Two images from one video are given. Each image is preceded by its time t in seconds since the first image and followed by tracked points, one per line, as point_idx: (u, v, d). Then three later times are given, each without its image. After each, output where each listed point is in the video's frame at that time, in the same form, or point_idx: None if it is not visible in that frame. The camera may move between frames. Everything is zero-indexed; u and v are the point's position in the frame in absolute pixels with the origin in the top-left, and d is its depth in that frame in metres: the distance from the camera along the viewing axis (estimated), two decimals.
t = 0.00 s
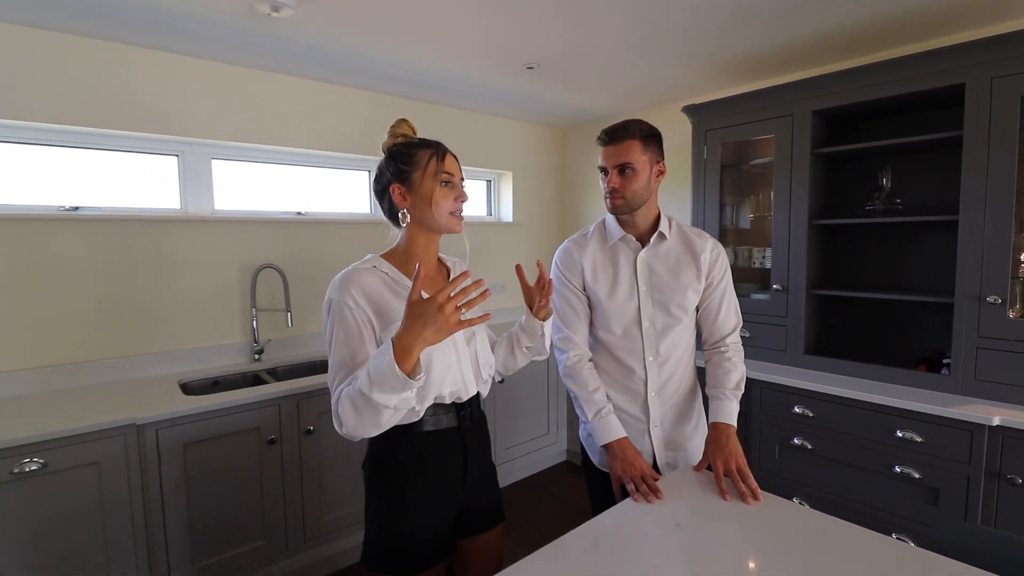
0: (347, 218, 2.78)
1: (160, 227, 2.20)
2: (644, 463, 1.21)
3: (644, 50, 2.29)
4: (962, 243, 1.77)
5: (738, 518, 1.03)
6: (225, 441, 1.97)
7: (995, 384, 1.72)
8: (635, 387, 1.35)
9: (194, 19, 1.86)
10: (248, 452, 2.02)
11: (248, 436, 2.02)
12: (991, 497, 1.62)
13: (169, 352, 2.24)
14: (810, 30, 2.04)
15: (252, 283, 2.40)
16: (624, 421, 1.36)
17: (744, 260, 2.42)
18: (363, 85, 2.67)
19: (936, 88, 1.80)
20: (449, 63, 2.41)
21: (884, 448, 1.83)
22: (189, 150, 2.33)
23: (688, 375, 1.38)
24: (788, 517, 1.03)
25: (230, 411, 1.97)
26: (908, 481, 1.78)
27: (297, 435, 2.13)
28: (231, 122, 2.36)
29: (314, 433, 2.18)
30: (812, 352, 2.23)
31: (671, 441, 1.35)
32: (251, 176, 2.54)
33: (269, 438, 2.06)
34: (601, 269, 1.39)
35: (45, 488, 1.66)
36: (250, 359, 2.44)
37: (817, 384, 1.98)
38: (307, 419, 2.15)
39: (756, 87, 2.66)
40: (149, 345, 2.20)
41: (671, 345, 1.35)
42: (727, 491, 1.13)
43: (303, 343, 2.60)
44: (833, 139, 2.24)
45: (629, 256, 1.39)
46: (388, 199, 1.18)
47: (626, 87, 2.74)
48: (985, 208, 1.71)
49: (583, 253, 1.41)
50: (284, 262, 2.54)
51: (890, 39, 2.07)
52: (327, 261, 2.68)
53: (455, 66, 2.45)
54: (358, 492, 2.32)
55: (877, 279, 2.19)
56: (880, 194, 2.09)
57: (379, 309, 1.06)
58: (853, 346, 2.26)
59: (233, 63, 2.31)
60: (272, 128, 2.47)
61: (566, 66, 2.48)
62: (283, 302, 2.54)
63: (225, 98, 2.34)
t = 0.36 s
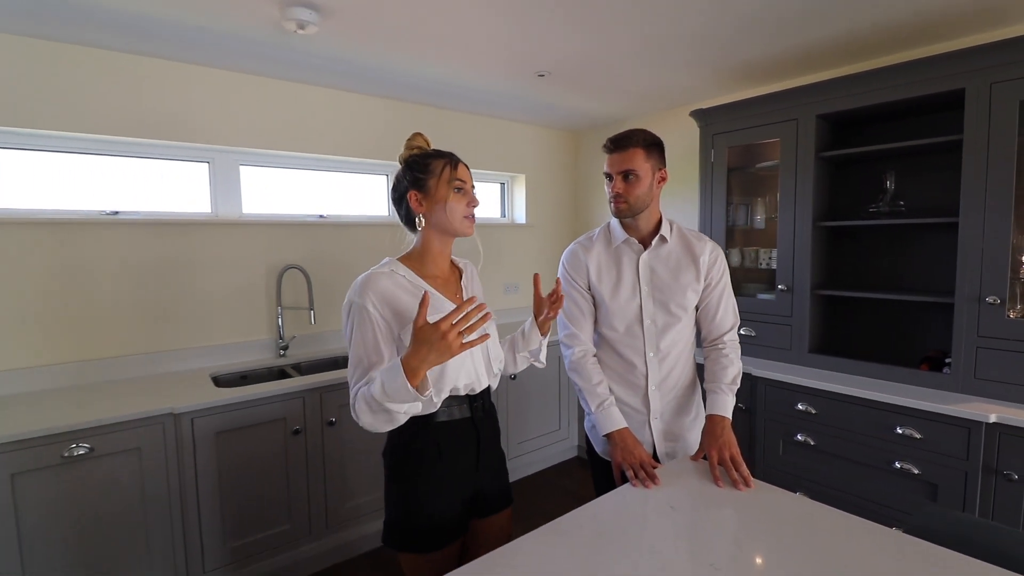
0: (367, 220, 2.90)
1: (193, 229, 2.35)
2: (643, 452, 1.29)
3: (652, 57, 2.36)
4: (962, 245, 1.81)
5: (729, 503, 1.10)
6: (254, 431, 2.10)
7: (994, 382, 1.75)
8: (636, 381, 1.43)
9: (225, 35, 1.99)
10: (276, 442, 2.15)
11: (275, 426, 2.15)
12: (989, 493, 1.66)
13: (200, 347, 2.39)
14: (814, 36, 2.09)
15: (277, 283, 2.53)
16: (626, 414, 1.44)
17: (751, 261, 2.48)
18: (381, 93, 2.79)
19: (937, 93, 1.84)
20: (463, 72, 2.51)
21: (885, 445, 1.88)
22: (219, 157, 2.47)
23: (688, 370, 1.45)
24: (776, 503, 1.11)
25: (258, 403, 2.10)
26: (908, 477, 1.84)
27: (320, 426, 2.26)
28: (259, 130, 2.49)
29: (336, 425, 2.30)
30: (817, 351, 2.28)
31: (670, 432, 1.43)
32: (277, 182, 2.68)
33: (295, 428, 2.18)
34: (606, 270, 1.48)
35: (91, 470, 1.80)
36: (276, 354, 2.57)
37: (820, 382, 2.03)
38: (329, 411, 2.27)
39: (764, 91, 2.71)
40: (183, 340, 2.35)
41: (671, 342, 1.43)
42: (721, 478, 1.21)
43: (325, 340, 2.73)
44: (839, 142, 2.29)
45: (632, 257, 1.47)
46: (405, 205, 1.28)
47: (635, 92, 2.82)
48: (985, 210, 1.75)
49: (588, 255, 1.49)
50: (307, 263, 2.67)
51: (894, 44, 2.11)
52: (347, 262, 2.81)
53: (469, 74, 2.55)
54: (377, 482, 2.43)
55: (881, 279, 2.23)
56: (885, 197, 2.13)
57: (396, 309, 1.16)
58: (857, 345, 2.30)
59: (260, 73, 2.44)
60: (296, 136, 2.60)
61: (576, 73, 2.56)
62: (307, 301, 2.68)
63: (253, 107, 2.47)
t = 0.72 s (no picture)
0: (383, 222, 3.01)
1: (218, 232, 2.48)
2: (642, 445, 1.37)
3: (658, 64, 2.42)
4: (962, 248, 1.84)
5: (721, 495, 1.17)
6: (276, 424, 2.21)
7: (993, 383, 1.78)
8: (637, 378, 1.50)
9: (248, 48, 2.10)
10: (296, 434, 2.26)
11: (296, 419, 2.26)
12: (986, 491, 1.70)
13: (225, 343, 2.51)
14: (817, 42, 2.13)
15: (298, 283, 2.65)
16: (627, 409, 1.51)
17: (757, 263, 2.52)
18: (396, 100, 2.89)
19: (937, 99, 1.88)
20: (474, 79, 2.60)
21: (885, 443, 1.92)
22: (243, 163, 2.60)
23: (686, 367, 1.52)
24: (766, 495, 1.17)
25: (279, 397, 2.21)
26: (907, 474, 1.88)
27: (338, 420, 2.36)
28: (279, 137, 2.61)
29: (353, 418, 2.41)
30: (821, 351, 2.32)
31: (669, 427, 1.50)
32: (297, 186, 2.80)
33: (314, 421, 2.29)
34: (608, 272, 1.55)
35: (126, 458, 1.92)
36: (296, 351, 2.69)
37: (822, 381, 2.08)
38: (346, 406, 2.38)
39: (770, 95, 2.75)
40: (209, 337, 2.48)
41: (671, 341, 1.50)
42: (715, 470, 1.28)
43: (342, 338, 2.84)
44: (844, 146, 2.32)
45: (633, 260, 1.54)
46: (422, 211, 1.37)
47: (643, 97, 2.88)
48: (985, 214, 1.78)
49: (592, 257, 1.56)
50: (325, 264, 2.79)
51: (898, 49, 2.14)
52: (364, 262, 2.92)
53: (480, 81, 2.64)
54: (392, 473, 2.54)
55: (885, 281, 2.26)
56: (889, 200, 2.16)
57: (405, 310, 1.25)
58: (862, 346, 2.34)
59: (280, 82, 2.56)
60: (315, 142, 2.72)
61: (584, 79, 2.63)
62: (325, 300, 2.80)
63: (274, 115, 2.59)
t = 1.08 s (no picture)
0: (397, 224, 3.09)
1: (239, 233, 2.58)
2: (642, 441, 1.40)
3: (666, 66, 2.45)
4: (970, 248, 1.84)
5: (717, 491, 1.20)
6: (294, 418, 2.30)
7: (1001, 385, 1.78)
8: (638, 375, 1.54)
9: (267, 56, 2.19)
10: (312, 429, 2.35)
11: (312, 414, 2.34)
12: (992, 492, 1.70)
13: (245, 341, 2.61)
14: (824, 44, 2.13)
15: (315, 282, 2.74)
16: (628, 406, 1.56)
17: (766, 263, 2.53)
18: (410, 104, 2.96)
19: (945, 100, 1.88)
20: (485, 84, 2.66)
21: (891, 444, 1.93)
22: (263, 167, 2.70)
23: (687, 366, 1.56)
24: (760, 491, 1.20)
25: (296, 392, 2.29)
26: (913, 475, 1.88)
27: (353, 415, 2.45)
28: (297, 142, 2.70)
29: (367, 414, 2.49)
30: (829, 352, 2.32)
31: (670, 424, 1.54)
32: (315, 189, 2.89)
33: (330, 416, 2.38)
34: (611, 272, 1.59)
35: (152, 449, 2.02)
36: (313, 348, 2.78)
37: (829, 382, 2.09)
38: (361, 401, 2.46)
39: (781, 96, 2.75)
40: (230, 334, 2.59)
41: (672, 340, 1.54)
42: (713, 466, 1.31)
43: (357, 336, 2.93)
44: (853, 147, 2.32)
45: (635, 261, 1.58)
46: (437, 211, 1.38)
47: (653, 98, 2.90)
48: (993, 215, 1.77)
49: (595, 258, 1.61)
50: (341, 264, 2.88)
51: (907, 50, 2.13)
52: (379, 263, 3.01)
53: (491, 86, 2.69)
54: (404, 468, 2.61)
55: (894, 281, 2.26)
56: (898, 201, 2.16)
57: (415, 311, 1.30)
58: (871, 346, 2.33)
59: (298, 89, 2.65)
60: (332, 146, 2.80)
61: (593, 82, 2.67)
62: (341, 299, 2.89)
63: (292, 120, 2.68)
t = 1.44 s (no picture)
0: (410, 225, 3.17)
1: (258, 235, 2.69)
2: (638, 440, 1.43)
3: (673, 68, 2.46)
4: (979, 250, 1.81)
5: (707, 490, 1.23)
6: (308, 414, 2.39)
7: (1010, 389, 1.75)
8: (636, 375, 1.57)
9: (284, 64, 2.28)
10: (326, 424, 2.43)
11: (326, 410, 2.43)
12: (998, 496, 1.69)
13: (262, 338, 2.72)
14: (831, 44, 2.12)
15: (330, 282, 2.84)
16: (626, 405, 1.59)
17: (775, 264, 2.51)
18: (422, 108, 3.03)
19: (953, 99, 1.86)
20: (494, 88, 2.71)
21: (897, 446, 1.92)
22: (281, 171, 2.80)
23: (684, 365, 1.58)
24: (750, 491, 1.22)
25: (310, 388, 2.38)
26: (919, 479, 1.87)
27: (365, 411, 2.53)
28: (313, 146, 2.79)
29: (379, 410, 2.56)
30: (837, 353, 2.31)
31: (667, 423, 1.57)
32: (330, 191, 2.98)
33: (343, 412, 2.46)
34: (609, 273, 1.62)
35: (174, 441, 2.12)
36: (328, 346, 2.87)
37: (835, 383, 2.08)
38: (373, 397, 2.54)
39: (792, 95, 2.73)
40: (248, 331, 2.69)
41: (669, 340, 1.56)
42: (706, 465, 1.33)
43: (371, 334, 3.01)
44: (864, 147, 2.30)
45: (634, 262, 1.61)
46: (436, 215, 1.41)
47: (662, 99, 2.91)
48: (1002, 217, 1.75)
49: (594, 259, 1.64)
50: (355, 264, 2.97)
51: (918, 48, 2.11)
52: (392, 263, 3.09)
53: (500, 89, 2.74)
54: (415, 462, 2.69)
55: (905, 282, 2.24)
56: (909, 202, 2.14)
57: (410, 318, 1.33)
58: (881, 348, 2.31)
59: (314, 95, 2.73)
60: (346, 150, 2.89)
61: (601, 84, 2.69)
62: (355, 298, 2.97)
63: (308, 125, 2.77)
